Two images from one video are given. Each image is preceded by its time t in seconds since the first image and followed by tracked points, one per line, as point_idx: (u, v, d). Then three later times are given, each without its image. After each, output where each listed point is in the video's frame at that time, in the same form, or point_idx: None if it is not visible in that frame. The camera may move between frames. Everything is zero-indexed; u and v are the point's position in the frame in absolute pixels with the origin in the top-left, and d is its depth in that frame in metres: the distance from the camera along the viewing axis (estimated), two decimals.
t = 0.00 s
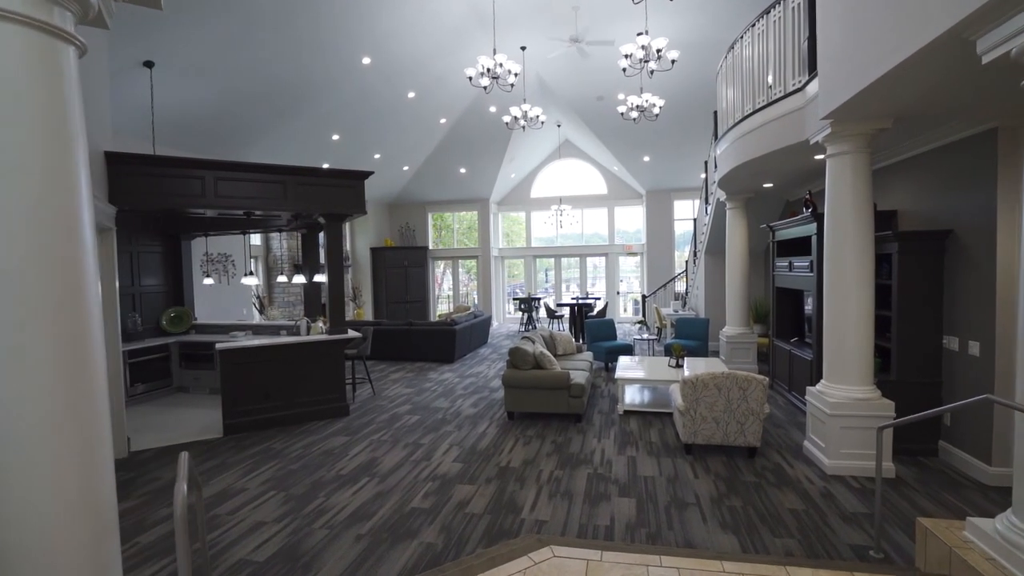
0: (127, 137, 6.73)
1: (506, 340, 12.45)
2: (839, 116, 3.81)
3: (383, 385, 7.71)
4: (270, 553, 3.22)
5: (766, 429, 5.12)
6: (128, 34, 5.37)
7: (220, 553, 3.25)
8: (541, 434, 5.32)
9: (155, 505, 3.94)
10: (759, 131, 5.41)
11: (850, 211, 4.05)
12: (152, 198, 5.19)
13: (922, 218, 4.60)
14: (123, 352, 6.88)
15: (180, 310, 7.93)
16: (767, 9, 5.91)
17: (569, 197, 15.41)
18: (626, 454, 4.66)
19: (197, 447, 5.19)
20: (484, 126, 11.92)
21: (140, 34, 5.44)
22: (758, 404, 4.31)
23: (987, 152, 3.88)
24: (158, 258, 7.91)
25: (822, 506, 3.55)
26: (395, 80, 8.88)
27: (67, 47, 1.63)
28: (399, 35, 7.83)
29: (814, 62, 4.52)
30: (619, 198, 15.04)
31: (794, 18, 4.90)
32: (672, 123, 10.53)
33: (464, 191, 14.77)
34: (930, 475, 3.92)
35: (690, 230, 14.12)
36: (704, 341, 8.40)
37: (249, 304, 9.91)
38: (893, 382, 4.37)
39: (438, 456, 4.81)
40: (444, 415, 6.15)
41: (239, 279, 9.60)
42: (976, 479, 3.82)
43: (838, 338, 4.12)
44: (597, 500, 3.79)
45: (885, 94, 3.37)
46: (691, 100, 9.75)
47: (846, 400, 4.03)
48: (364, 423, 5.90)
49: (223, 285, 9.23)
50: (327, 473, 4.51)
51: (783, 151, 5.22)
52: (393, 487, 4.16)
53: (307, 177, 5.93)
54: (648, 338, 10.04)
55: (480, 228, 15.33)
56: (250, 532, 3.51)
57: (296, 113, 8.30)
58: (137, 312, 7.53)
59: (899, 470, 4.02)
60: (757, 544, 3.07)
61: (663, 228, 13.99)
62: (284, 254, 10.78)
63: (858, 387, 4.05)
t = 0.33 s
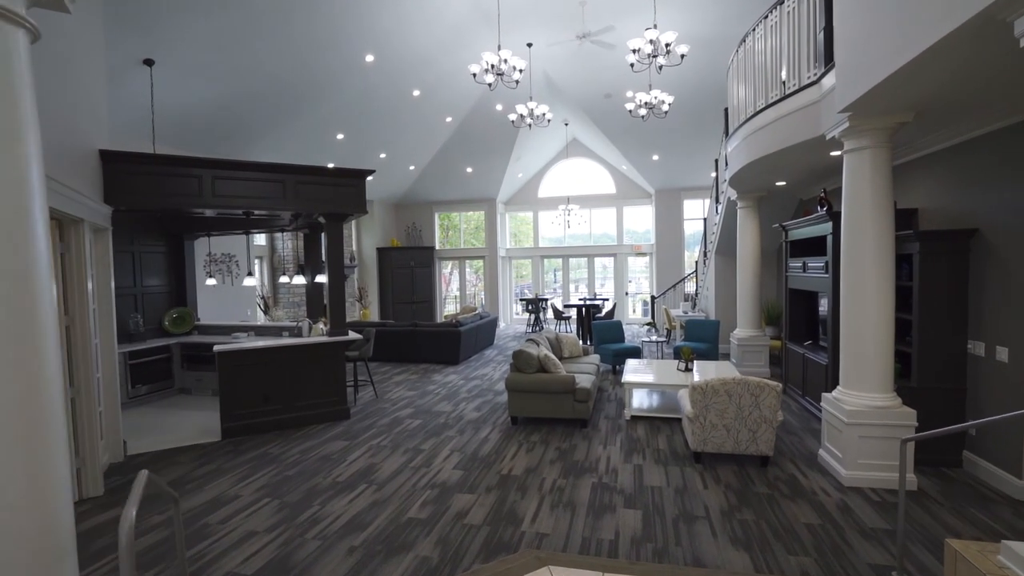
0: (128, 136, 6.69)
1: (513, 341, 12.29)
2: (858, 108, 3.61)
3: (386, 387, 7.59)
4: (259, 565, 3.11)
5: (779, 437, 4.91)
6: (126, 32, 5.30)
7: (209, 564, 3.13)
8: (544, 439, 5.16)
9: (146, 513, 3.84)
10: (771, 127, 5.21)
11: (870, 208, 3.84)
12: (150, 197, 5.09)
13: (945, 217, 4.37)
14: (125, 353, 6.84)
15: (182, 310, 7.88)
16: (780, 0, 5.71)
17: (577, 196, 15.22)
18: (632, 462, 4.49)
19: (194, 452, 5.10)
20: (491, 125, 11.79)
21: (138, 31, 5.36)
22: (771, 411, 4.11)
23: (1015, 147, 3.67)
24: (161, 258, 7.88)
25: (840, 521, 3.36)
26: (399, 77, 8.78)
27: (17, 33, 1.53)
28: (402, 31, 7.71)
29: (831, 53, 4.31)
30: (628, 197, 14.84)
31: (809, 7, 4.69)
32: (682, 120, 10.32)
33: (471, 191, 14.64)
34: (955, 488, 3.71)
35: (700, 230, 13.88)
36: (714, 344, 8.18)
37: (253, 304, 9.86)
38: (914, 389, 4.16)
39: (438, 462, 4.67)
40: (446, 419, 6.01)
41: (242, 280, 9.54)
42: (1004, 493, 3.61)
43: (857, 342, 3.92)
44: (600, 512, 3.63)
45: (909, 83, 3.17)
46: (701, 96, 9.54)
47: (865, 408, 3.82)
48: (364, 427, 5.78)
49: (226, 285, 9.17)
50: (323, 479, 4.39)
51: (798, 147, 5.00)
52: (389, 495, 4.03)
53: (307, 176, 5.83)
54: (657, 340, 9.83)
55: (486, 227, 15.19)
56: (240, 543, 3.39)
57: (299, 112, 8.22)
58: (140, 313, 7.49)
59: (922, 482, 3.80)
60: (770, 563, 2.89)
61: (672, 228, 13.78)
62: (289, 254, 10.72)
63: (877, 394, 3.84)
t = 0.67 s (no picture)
0: (131, 136, 6.66)
1: (519, 342, 12.15)
2: (877, 100, 3.41)
3: (389, 389, 7.48)
4: None
5: (793, 445, 4.71)
6: (123, 29, 5.24)
7: None
8: (548, 445, 5.01)
9: (137, 521, 3.74)
10: (784, 123, 5.00)
11: (889, 206, 3.64)
12: (149, 197, 5.03)
13: (971, 216, 4.15)
14: (127, 354, 6.79)
15: (185, 311, 7.84)
16: None
17: (585, 196, 15.04)
18: (639, 470, 4.32)
19: (191, 456, 5.01)
20: (497, 124, 11.66)
21: (136, 28, 5.30)
22: (784, 419, 3.92)
23: None
24: (165, 259, 7.84)
25: (858, 537, 3.16)
26: (403, 75, 8.67)
27: None
28: (406, 26, 7.59)
29: (848, 44, 4.11)
30: (637, 197, 14.63)
31: None
32: (692, 117, 10.11)
33: (478, 190, 14.51)
34: (983, 503, 3.49)
35: (710, 229, 13.64)
36: (725, 347, 7.97)
37: (258, 305, 9.81)
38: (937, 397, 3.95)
39: (438, 469, 4.54)
40: (448, 423, 5.87)
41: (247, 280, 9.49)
42: None
43: (875, 348, 3.72)
44: (605, 524, 3.46)
45: (934, 73, 2.97)
46: (711, 92, 9.33)
47: (885, 417, 3.62)
48: (365, 431, 5.67)
49: (231, 285, 9.12)
50: (320, 486, 4.28)
51: (813, 143, 4.79)
52: (386, 504, 3.89)
53: (306, 175, 5.72)
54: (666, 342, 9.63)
55: (494, 227, 15.06)
56: (229, 552, 3.28)
57: (302, 111, 8.15)
58: (143, 313, 7.44)
59: (947, 496, 3.59)
60: None
61: (682, 228, 13.56)
62: (294, 255, 10.67)
63: (898, 403, 3.63)
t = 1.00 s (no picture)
0: (133, 136, 6.64)
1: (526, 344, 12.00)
2: (898, 92, 3.23)
3: (392, 392, 7.38)
4: None
5: (806, 454, 4.52)
6: (123, 28, 5.21)
7: None
8: (551, 451, 4.87)
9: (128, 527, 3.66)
10: (797, 118, 4.82)
11: (910, 203, 3.45)
12: (148, 197, 4.99)
13: (997, 215, 3.94)
14: (129, 354, 6.76)
15: (189, 311, 7.81)
16: None
17: (594, 195, 14.86)
18: (644, 479, 4.17)
19: (188, 459, 4.94)
20: (503, 122, 11.54)
21: (136, 27, 5.27)
22: (797, 427, 3.75)
23: None
24: (169, 259, 7.81)
25: (877, 555, 2.98)
26: (408, 73, 8.57)
27: None
28: (410, 23, 7.49)
29: (866, 34, 3.93)
30: (646, 196, 14.43)
31: None
32: (702, 114, 9.90)
33: (485, 190, 14.39)
34: (1010, 518, 3.29)
35: (721, 229, 13.40)
36: (735, 350, 7.77)
37: (262, 305, 9.76)
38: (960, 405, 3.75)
39: (437, 475, 4.42)
40: (450, 427, 5.75)
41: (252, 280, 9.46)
42: None
43: (895, 353, 3.53)
44: (607, 536, 3.31)
45: (959, 62, 2.79)
46: (722, 88, 9.12)
47: (904, 426, 3.44)
48: (365, 434, 5.56)
49: (235, 285, 9.08)
50: (316, 491, 4.17)
51: (827, 139, 4.61)
52: (382, 512, 3.77)
53: (307, 175, 5.64)
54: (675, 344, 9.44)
55: (501, 228, 14.93)
56: (217, 561, 3.18)
57: (306, 111, 8.08)
58: (146, 313, 7.42)
59: (971, 510, 3.40)
60: None
61: (691, 228, 13.34)
62: (300, 255, 10.63)
63: (918, 412, 3.45)
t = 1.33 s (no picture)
0: (136, 136, 6.61)
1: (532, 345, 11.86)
2: (919, 82, 3.04)
3: (395, 394, 7.28)
4: None
5: (819, 463, 4.34)
6: (122, 28, 5.15)
7: None
8: (554, 458, 4.73)
9: (118, 533, 3.58)
10: (810, 112, 4.63)
11: (931, 202, 3.27)
12: (147, 198, 4.95)
13: None
14: (132, 355, 6.73)
15: (193, 311, 7.78)
16: None
17: (602, 195, 14.68)
18: (649, 488, 4.01)
19: (185, 463, 4.86)
20: (510, 121, 11.42)
21: (136, 25, 5.21)
22: (809, 437, 3.57)
23: None
24: (173, 259, 7.78)
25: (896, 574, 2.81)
26: (413, 71, 8.48)
27: None
28: (414, 20, 7.40)
29: (884, 22, 3.74)
30: (655, 196, 14.23)
31: None
32: (712, 111, 9.69)
33: (492, 189, 14.28)
34: None
35: (731, 229, 13.17)
36: (745, 352, 7.57)
37: (267, 305, 9.74)
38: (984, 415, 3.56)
39: (436, 481, 4.30)
40: (451, 431, 5.63)
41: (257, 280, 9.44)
42: None
43: (915, 359, 3.35)
44: (609, 550, 3.17)
45: (985, 51, 2.61)
46: (732, 84, 8.90)
47: (925, 436, 3.25)
48: (365, 438, 5.46)
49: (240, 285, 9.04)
50: (311, 497, 4.08)
51: (842, 134, 4.42)
52: (377, 520, 3.66)
53: (306, 173, 5.55)
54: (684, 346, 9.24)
55: (508, 228, 14.80)
56: (205, 571, 3.08)
57: (310, 110, 8.03)
58: (150, 314, 7.40)
59: (997, 526, 3.21)
60: None
61: (701, 227, 13.13)
62: (305, 255, 10.59)
63: (940, 422, 3.26)
